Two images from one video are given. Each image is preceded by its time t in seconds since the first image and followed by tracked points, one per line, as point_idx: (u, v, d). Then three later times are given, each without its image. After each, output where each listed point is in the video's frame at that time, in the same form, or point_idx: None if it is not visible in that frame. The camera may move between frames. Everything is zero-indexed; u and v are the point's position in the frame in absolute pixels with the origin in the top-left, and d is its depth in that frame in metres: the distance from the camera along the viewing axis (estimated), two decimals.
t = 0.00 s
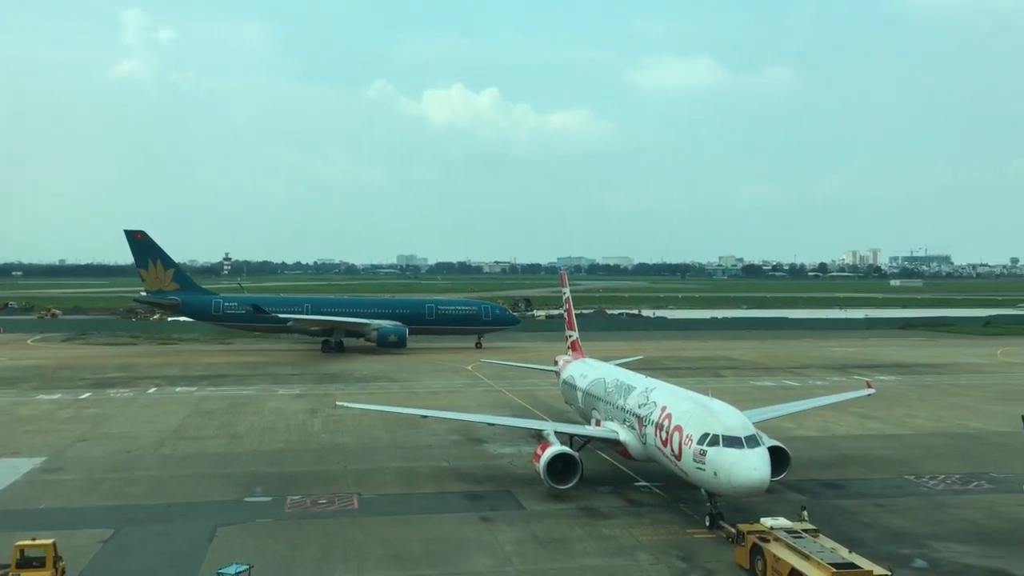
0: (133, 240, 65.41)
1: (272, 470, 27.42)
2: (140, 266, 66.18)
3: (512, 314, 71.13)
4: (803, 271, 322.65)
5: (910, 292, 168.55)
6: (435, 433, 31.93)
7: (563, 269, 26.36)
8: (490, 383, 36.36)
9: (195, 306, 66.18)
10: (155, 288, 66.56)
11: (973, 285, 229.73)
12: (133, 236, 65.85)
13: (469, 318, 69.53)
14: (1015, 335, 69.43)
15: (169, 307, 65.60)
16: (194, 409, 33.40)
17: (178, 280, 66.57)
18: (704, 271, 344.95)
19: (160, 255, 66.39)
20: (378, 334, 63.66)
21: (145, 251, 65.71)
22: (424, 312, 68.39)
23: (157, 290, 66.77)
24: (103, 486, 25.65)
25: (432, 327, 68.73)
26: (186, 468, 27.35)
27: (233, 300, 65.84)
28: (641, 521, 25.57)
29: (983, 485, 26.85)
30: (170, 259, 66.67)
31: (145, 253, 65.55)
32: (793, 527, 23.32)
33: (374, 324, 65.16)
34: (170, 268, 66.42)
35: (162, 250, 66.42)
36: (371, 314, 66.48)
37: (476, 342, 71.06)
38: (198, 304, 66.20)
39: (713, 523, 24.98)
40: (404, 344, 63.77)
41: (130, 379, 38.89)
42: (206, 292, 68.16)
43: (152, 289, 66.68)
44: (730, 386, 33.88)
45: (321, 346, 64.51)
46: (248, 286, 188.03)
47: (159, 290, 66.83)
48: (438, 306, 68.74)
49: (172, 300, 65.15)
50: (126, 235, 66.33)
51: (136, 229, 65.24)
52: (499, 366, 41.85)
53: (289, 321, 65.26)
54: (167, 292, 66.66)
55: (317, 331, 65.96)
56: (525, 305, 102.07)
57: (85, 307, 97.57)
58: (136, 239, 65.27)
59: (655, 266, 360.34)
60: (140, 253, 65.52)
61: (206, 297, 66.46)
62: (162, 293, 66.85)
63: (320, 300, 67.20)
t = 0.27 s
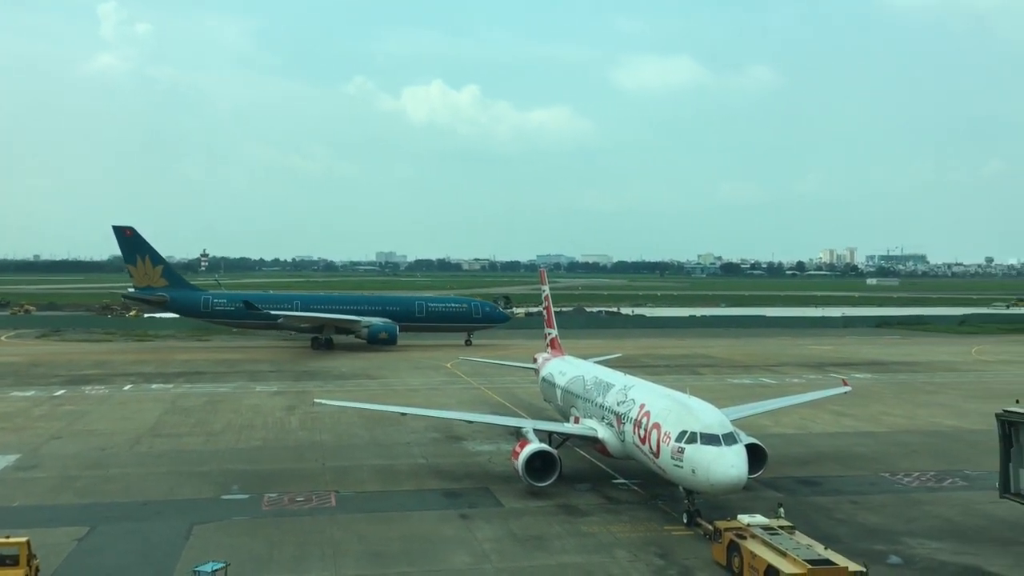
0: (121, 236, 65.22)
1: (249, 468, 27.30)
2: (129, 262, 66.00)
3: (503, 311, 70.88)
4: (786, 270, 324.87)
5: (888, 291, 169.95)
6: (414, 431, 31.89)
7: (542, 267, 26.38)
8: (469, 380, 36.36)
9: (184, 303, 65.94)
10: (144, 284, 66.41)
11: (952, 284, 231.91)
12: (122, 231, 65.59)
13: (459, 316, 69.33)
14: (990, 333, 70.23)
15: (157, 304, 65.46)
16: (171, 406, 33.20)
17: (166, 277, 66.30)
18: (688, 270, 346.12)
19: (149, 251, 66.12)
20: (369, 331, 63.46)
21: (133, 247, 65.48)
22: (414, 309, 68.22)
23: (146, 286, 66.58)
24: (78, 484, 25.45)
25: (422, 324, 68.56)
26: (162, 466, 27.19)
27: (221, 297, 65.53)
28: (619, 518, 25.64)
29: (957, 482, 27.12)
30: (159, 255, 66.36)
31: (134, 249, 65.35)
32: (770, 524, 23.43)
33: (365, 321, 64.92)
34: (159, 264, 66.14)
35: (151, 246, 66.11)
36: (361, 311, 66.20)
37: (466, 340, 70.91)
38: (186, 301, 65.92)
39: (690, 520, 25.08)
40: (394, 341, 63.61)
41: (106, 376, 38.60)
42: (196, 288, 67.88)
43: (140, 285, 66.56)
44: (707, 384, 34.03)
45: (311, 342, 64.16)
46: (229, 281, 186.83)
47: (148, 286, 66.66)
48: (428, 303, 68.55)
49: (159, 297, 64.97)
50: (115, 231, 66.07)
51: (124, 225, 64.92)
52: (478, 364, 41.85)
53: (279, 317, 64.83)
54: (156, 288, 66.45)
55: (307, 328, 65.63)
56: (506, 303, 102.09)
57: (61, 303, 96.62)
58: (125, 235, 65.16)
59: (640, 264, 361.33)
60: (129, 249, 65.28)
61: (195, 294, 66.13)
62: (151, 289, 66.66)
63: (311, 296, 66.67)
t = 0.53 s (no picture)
0: (111, 233, 64.37)
1: (230, 466, 27.20)
2: (119, 259, 65.24)
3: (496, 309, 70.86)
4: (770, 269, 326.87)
5: (868, 289, 171.28)
6: (396, 428, 31.86)
7: (525, 264, 26.41)
8: (451, 377, 36.39)
9: (176, 300, 65.47)
10: (134, 281, 65.72)
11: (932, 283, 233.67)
12: (112, 228, 64.75)
13: (452, 313, 69.28)
14: (967, 330, 71.02)
15: (149, 301, 64.84)
16: (151, 404, 32.99)
17: (158, 274, 65.69)
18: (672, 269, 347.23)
19: (140, 247, 65.42)
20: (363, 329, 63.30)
21: (123, 244, 64.70)
22: (407, 307, 68.23)
23: (137, 284, 65.90)
24: (57, 483, 25.25)
25: (415, 322, 68.50)
26: (142, 464, 27.04)
27: (215, 294, 65.21)
28: (601, 515, 25.72)
29: (935, 477, 27.41)
30: (151, 252, 65.73)
31: (124, 246, 64.58)
32: (751, 519, 23.54)
33: (359, 318, 64.80)
34: (150, 261, 65.49)
35: (142, 243, 65.44)
36: (354, 309, 66.04)
37: (459, 337, 70.94)
38: (178, 298, 65.42)
39: (672, 517, 25.19)
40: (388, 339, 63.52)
41: (84, 374, 38.28)
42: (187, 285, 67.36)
43: (131, 282, 65.88)
44: (688, 381, 34.21)
45: (304, 340, 63.85)
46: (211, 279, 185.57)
47: (139, 283, 65.99)
48: (421, 301, 68.52)
49: (151, 295, 64.39)
50: (105, 228, 65.20)
51: (115, 222, 64.08)
52: (460, 361, 41.90)
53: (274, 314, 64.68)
54: (147, 285, 65.84)
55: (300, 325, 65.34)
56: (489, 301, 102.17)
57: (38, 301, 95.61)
58: (115, 232, 64.24)
59: (625, 262, 362.15)
60: (120, 246, 64.54)
61: (187, 291, 65.65)
62: (142, 286, 66.01)
63: (304, 294, 66.26)
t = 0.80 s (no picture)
0: (110, 234, 64.10)
1: (218, 466, 27.16)
2: (118, 260, 64.97)
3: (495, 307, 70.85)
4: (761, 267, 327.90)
5: (855, 287, 171.70)
6: (385, 427, 31.86)
7: (512, 263, 26.46)
8: (439, 377, 36.39)
9: (175, 300, 65.35)
10: (133, 282, 65.51)
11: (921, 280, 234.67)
12: (110, 229, 64.47)
13: (451, 312, 69.20)
14: (953, 327, 71.39)
15: (149, 301, 64.69)
16: (137, 405, 32.90)
17: (157, 274, 65.55)
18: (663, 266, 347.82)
19: (138, 248, 65.21)
20: (362, 328, 63.10)
21: (122, 245, 64.46)
22: (406, 306, 68.12)
23: (136, 284, 65.68)
24: (44, 484, 25.17)
25: (415, 321, 68.40)
26: (129, 465, 26.97)
27: (215, 294, 65.16)
28: (590, 513, 25.78)
29: (921, 473, 27.56)
30: (149, 253, 65.57)
31: (123, 247, 64.33)
32: (738, 517, 23.60)
33: (358, 317, 64.67)
34: (149, 261, 65.33)
35: (141, 243, 65.26)
36: (354, 308, 65.95)
37: (458, 336, 70.85)
38: (177, 298, 65.33)
39: (660, 514, 25.26)
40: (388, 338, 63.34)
41: (70, 375, 38.14)
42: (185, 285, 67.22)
43: (129, 282, 65.66)
44: (676, 379, 34.31)
45: (303, 339, 63.67)
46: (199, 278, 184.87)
47: (137, 284, 65.78)
48: (420, 300, 68.46)
49: (151, 295, 64.24)
50: (103, 228, 64.98)
51: (114, 222, 63.80)
52: (448, 360, 41.91)
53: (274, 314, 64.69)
54: (146, 285, 65.66)
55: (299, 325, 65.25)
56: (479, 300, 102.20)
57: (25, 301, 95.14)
58: (114, 232, 63.99)
59: (615, 259, 362.49)
60: (119, 246, 64.33)
61: (186, 292, 65.55)
62: (141, 287, 65.80)
63: (303, 294, 66.19)
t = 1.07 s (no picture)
0: (110, 236, 64.00)
1: (209, 468, 27.13)
2: (119, 262, 64.88)
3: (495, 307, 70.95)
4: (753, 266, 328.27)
5: (844, 284, 172.43)
6: (376, 427, 31.85)
7: (502, 263, 26.48)
8: (430, 376, 36.41)
9: (177, 302, 65.21)
10: (134, 284, 65.41)
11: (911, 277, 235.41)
12: (111, 231, 64.37)
13: (452, 312, 69.21)
14: (942, 323, 71.68)
15: (151, 303, 64.59)
16: (127, 407, 32.83)
17: (158, 276, 65.50)
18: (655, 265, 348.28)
19: (139, 250, 65.15)
20: (364, 329, 62.95)
21: (123, 247, 64.39)
22: (407, 306, 68.11)
23: (137, 286, 65.57)
24: (34, 487, 25.10)
25: (416, 321, 68.36)
26: (119, 467, 26.92)
27: (215, 295, 65.03)
28: (581, 511, 25.81)
29: (911, 469, 27.68)
30: (150, 254, 65.48)
31: (123, 249, 64.26)
32: (730, 514, 23.65)
33: (359, 318, 64.61)
34: (151, 263, 65.29)
35: (142, 245, 65.15)
36: (355, 308, 65.92)
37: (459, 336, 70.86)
38: (179, 299, 65.26)
39: (652, 512, 25.30)
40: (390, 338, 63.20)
41: (60, 377, 38.04)
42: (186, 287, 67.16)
43: (131, 284, 65.55)
44: (667, 377, 34.39)
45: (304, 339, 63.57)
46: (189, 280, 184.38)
47: (139, 286, 65.68)
48: (421, 300, 68.49)
49: (152, 297, 64.16)
50: (104, 230, 64.87)
51: (114, 224, 63.73)
52: (439, 360, 41.92)
53: (276, 315, 64.63)
54: (147, 287, 65.57)
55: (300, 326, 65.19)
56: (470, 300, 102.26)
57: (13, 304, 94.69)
58: (114, 234, 63.91)
59: (605, 257, 362.40)
60: (119, 248, 64.25)
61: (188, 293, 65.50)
62: (142, 289, 65.71)
63: (304, 294, 66.22)
